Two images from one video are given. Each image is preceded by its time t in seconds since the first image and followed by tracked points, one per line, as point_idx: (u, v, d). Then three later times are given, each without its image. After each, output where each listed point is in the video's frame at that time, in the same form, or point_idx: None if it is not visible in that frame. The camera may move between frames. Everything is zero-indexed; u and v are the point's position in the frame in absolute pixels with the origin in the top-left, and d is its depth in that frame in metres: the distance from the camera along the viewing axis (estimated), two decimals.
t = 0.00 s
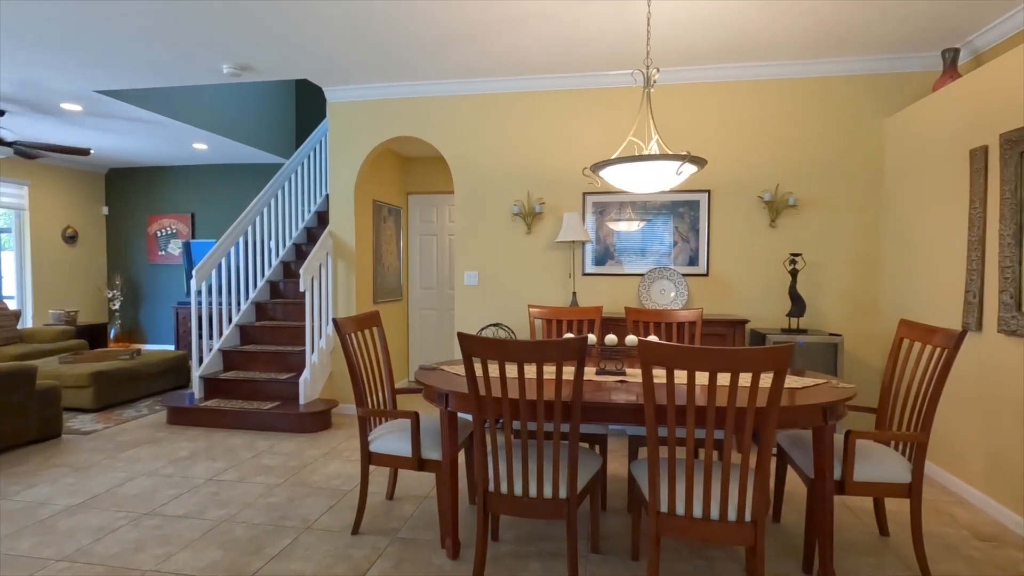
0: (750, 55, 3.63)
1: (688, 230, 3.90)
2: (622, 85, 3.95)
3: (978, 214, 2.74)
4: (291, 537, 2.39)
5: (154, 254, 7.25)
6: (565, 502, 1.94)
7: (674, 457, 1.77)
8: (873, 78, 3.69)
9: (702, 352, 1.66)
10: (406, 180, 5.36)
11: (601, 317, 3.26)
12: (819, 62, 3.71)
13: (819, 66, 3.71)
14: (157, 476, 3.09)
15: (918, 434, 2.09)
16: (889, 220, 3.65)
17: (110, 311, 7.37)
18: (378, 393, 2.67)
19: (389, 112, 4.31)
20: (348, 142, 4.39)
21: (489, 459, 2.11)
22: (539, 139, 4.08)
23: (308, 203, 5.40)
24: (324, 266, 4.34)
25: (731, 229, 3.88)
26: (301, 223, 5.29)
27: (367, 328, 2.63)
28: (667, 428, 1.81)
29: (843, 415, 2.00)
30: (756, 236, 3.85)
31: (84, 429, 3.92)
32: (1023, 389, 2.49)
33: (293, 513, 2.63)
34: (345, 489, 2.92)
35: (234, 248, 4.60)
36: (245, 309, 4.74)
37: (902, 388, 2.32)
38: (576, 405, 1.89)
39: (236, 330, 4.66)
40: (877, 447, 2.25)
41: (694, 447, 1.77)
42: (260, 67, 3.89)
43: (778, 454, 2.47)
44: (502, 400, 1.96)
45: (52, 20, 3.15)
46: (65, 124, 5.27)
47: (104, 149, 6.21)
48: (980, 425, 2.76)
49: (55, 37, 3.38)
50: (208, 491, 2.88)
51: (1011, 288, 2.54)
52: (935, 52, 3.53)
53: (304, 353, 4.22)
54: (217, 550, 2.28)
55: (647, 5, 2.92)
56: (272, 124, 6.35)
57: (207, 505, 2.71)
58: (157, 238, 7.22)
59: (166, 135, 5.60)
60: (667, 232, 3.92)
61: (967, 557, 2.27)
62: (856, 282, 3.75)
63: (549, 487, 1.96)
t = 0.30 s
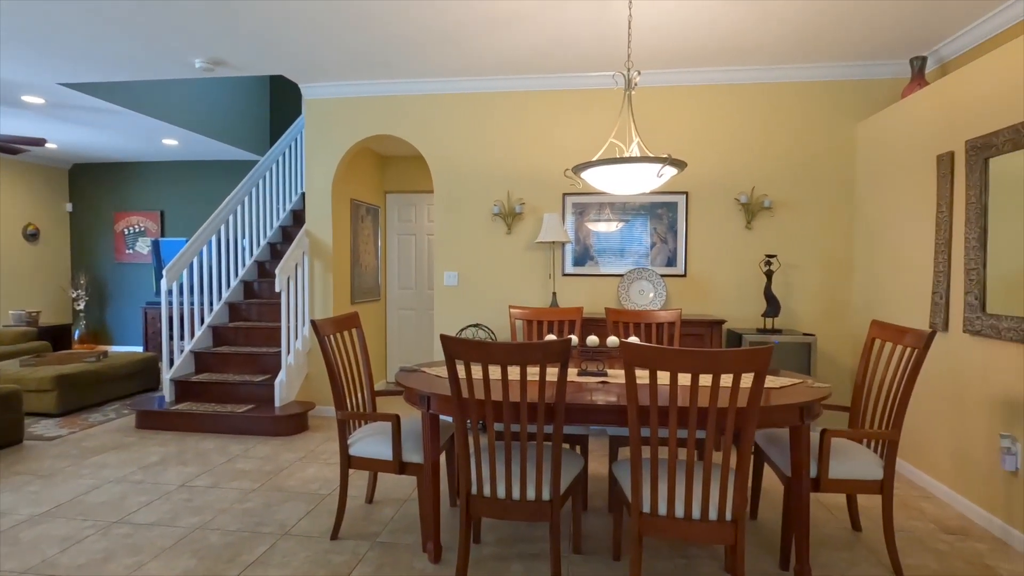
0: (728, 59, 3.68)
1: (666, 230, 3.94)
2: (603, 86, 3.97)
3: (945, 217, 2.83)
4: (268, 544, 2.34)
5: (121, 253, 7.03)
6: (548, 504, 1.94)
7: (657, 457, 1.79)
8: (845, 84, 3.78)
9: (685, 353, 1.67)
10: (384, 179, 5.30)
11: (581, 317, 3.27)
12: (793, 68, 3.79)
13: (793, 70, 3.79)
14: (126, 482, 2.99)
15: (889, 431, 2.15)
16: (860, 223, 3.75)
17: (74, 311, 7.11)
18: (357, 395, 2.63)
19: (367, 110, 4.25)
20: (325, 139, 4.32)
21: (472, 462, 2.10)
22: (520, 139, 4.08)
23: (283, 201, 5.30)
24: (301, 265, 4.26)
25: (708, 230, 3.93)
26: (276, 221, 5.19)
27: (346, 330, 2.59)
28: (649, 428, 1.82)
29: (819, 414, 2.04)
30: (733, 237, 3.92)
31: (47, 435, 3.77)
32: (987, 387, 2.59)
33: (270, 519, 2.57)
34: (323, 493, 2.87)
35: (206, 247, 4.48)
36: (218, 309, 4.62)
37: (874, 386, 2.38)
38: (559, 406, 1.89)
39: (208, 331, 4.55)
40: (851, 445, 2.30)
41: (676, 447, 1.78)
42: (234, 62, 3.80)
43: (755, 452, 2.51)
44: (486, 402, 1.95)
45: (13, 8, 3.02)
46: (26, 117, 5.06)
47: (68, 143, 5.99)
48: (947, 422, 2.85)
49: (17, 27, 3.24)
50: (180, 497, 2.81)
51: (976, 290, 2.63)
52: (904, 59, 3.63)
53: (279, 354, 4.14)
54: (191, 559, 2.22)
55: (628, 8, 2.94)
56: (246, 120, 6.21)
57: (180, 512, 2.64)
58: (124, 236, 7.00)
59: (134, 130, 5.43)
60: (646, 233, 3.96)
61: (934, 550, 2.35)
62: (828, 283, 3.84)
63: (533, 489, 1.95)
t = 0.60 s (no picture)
0: (708, 62, 3.73)
1: (647, 230, 3.97)
2: (586, 86, 3.98)
3: (917, 219, 2.91)
4: (246, 549, 2.28)
5: (87, 251, 6.79)
6: (535, 504, 1.93)
7: (643, 455, 1.79)
8: (820, 88, 3.86)
9: (671, 352, 1.68)
10: (363, 177, 5.23)
11: (563, 317, 3.26)
12: (771, 71, 3.85)
13: (771, 74, 3.86)
14: (94, 489, 2.88)
15: (867, 428, 2.19)
16: (835, 224, 3.83)
17: (38, 312, 6.85)
18: (338, 396, 2.58)
19: (346, 107, 4.19)
20: (302, 136, 4.23)
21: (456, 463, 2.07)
22: (502, 138, 4.06)
23: (258, 199, 5.19)
24: (277, 264, 4.17)
25: (688, 231, 3.97)
26: (251, 219, 5.07)
27: (326, 330, 2.54)
28: (635, 427, 1.82)
29: (800, 411, 2.07)
30: (713, 237, 3.96)
31: (9, 440, 3.62)
32: (957, 383, 2.66)
33: (247, 524, 2.50)
34: (302, 496, 2.81)
35: (178, 245, 4.35)
36: (191, 309, 4.50)
37: (851, 384, 2.43)
38: (546, 406, 1.88)
39: (180, 332, 4.42)
40: (830, 442, 2.34)
41: (661, 446, 1.79)
42: (209, 55, 3.69)
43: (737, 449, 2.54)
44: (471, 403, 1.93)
45: None
46: None
47: (30, 137, 5.76)
48: (919, 418, 2.93)
49: None
50: (153, 503, 2.72)
51: (947, 289, 2.71)
52: (876, 65, 3.72)
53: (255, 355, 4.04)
54: (165, 567, 2.15)
55: (612, 8, 2.95)
56: (220, 116, 6.07)
57: (152, 519, 2.55)
58: (91, 234, 6.77)
59: (102, 125, 5.25)
60: (627, 233, 3.98)
61: (908, 543, 2.41)
62: (804, 283, 3.91)
63: (519, 490, 1.94)
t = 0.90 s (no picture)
0: (691, 61, 3.75)
1: (630, 228, 3.99)
2: (571, 84, 3.97)
3: (894, 218, 2.97)
4: (224, 555, 2.21)
5: (52, 248, 6.55)
6: (523, 504, 1.91)
7: (633, 453, 1.78)
8: (799, 89, 3.92)
9: (662, 349, 1.67)
10: (343, 173, 5.14)
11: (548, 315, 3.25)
12: (752, 72, 3.89)
13: (752, 75, 3.90)
14: (62, 495, 2.77)
15: (849, 424, 2.23)
16: (813, 223, 3.89)
17: None
18: (320, 396, 2.52)
19: (326, 101, 4.10)
20: (281, 131, 4.13)
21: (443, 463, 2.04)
22: (485, 136, 4.03)
23: (233, 195, 5.06)
24: (255, 262, 4.06)
25: (670, 229, 3.99)
26: (226, 216, 4.95)
27: (308, 329, 2.47)
28: (625, 425, 1.81)
29: (785, 408, 2.08)
30: (695, 236, 3.99)
31: None
32: (933, 379, 2.73)
33: (225, 529, 2.43)
34: (282, 499, 2.74)
35: (150, 242, 4.20)
36: (164, 308, 4.36)
37: (833, 381, 2.46)
38: (535, 404, 1.85)
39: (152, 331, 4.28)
40: (813, 438, 2.37)
41: (651, 443, 1.78)
42: (183, 45, 3.58)
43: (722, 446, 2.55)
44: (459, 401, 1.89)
45: None
46: None
47: None
48: (896, 413, 2.99)
49: None
50: (124, 509, 2.62)
51: (923, 287, 2.76)
52: (853, 67, 3.79)
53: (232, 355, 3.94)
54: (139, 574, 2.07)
55: (599, 6, 2.94)
56: (194, 109, 5.91)
57: (124, 525, 2.46)
58: (56, 230, 6.52)
59: (69, 117, 5.05)
60: (610, 231, 3.99)
61: (887, 536, 2.45)
62: (783, 282, 3.97)
63: (507, 489, 1.91)
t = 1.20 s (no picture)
0: (675, 59, 3.76)
1: (613, 225, 3.99)
2: (555, 79, 3.94)
3: (873, 216, 3.02)
4: (201, 560, 2.13)
5: (14, 244, 6.27)
6: (513, 503, 1.88)
7: (624, 450, 1.76)
8: (779, 88, 3.96)
9: (654, 345, 1.66)
10: (321, 167, 5.03)
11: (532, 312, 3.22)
12: (734, 71, 3.92)
13: (734, 73, 3.92)
14: (26, 501, 2.64)
15: (833, 418, 2.25)
16: (793, 221, 3.95)
17: None
18: (301, 395, 2.45)
19: (305, 93, 4.00)
20: (257, 123, 4.02)
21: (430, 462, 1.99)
22: (469, 130, 3.98)
23: (206, 189, 4.92)
24: (230, 258, 3.95)
25: (653, 226, 4.01)
26: (198, 211, 4.80)
27: (288, 326, 2.39)
28: (615, 421, 1.80)
29: (771, 403, 2.09)
30: (677, 233, 4.01)
31: None
32: (911, 373, 2.78)
33: (202, 533, 2.35)
34: (262, 502, 2.66)
35: (120, 238, 4.03)
36: (133, 306, 4.21)
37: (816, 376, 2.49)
38: (525, 402, 1.82)
39: (122, 330, 4.13)
40: (797, 433, 2.39)
41: (642, 440, 1.77)
42: (154, 33, 3.44)
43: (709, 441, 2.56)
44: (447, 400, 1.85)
45: None
46: None
47: None
48: (874, 407, 3.05)
49: None
50: (94, 514, 2.51)
51: (901, 283, 2.81)
52: (832, 67, 3.85)
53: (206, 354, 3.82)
54: None
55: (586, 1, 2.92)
56: (165, 101, 5.72)
57: (94, 532, 2.35)
58: (18, 225, 6.25)
59: (32, 106, 4.84)
60: (594, 228, 3.98)
61: (868, 528, 2.50)
62: (764, 278, 4.01)
63: (497, 489, 1.88)
